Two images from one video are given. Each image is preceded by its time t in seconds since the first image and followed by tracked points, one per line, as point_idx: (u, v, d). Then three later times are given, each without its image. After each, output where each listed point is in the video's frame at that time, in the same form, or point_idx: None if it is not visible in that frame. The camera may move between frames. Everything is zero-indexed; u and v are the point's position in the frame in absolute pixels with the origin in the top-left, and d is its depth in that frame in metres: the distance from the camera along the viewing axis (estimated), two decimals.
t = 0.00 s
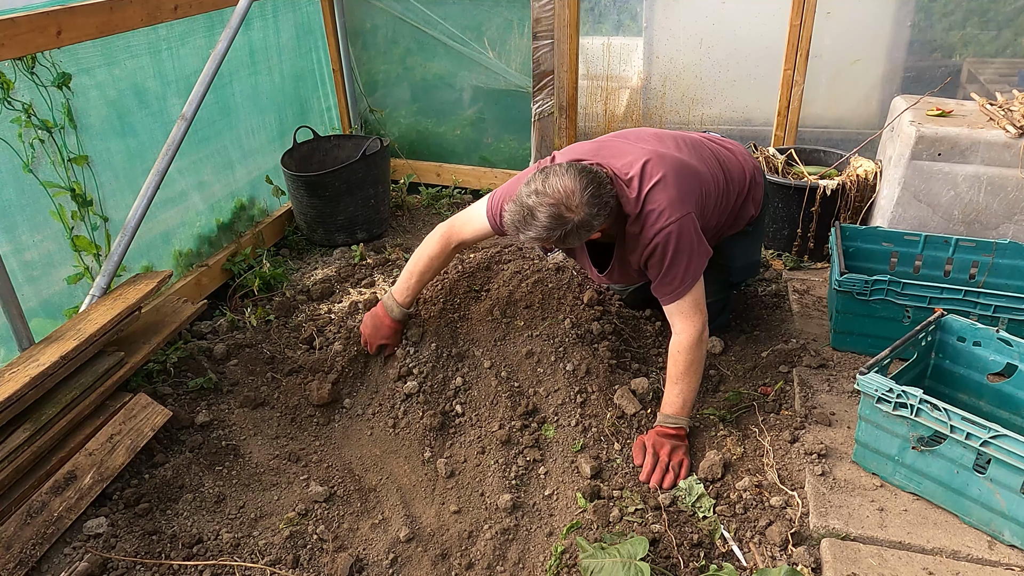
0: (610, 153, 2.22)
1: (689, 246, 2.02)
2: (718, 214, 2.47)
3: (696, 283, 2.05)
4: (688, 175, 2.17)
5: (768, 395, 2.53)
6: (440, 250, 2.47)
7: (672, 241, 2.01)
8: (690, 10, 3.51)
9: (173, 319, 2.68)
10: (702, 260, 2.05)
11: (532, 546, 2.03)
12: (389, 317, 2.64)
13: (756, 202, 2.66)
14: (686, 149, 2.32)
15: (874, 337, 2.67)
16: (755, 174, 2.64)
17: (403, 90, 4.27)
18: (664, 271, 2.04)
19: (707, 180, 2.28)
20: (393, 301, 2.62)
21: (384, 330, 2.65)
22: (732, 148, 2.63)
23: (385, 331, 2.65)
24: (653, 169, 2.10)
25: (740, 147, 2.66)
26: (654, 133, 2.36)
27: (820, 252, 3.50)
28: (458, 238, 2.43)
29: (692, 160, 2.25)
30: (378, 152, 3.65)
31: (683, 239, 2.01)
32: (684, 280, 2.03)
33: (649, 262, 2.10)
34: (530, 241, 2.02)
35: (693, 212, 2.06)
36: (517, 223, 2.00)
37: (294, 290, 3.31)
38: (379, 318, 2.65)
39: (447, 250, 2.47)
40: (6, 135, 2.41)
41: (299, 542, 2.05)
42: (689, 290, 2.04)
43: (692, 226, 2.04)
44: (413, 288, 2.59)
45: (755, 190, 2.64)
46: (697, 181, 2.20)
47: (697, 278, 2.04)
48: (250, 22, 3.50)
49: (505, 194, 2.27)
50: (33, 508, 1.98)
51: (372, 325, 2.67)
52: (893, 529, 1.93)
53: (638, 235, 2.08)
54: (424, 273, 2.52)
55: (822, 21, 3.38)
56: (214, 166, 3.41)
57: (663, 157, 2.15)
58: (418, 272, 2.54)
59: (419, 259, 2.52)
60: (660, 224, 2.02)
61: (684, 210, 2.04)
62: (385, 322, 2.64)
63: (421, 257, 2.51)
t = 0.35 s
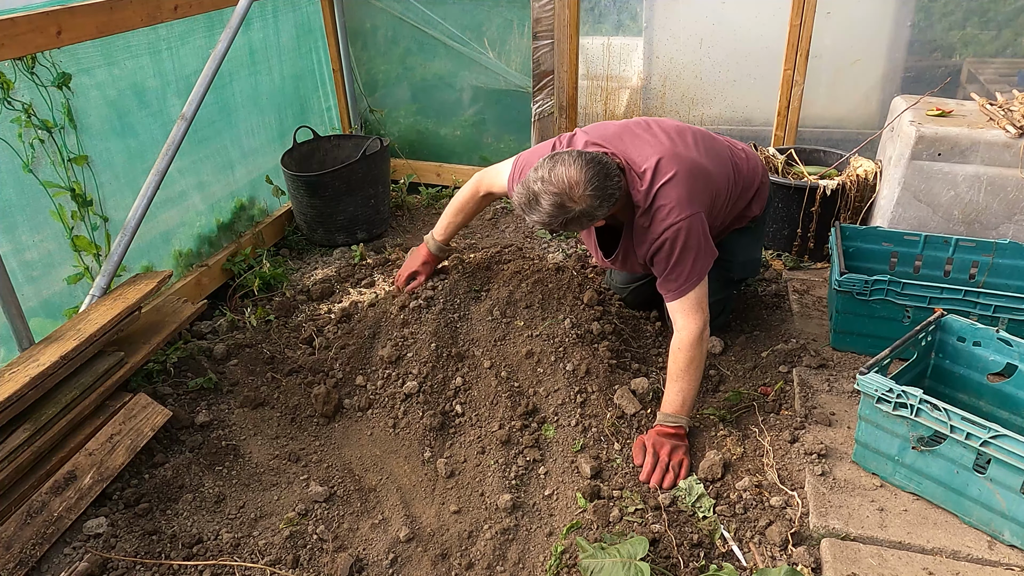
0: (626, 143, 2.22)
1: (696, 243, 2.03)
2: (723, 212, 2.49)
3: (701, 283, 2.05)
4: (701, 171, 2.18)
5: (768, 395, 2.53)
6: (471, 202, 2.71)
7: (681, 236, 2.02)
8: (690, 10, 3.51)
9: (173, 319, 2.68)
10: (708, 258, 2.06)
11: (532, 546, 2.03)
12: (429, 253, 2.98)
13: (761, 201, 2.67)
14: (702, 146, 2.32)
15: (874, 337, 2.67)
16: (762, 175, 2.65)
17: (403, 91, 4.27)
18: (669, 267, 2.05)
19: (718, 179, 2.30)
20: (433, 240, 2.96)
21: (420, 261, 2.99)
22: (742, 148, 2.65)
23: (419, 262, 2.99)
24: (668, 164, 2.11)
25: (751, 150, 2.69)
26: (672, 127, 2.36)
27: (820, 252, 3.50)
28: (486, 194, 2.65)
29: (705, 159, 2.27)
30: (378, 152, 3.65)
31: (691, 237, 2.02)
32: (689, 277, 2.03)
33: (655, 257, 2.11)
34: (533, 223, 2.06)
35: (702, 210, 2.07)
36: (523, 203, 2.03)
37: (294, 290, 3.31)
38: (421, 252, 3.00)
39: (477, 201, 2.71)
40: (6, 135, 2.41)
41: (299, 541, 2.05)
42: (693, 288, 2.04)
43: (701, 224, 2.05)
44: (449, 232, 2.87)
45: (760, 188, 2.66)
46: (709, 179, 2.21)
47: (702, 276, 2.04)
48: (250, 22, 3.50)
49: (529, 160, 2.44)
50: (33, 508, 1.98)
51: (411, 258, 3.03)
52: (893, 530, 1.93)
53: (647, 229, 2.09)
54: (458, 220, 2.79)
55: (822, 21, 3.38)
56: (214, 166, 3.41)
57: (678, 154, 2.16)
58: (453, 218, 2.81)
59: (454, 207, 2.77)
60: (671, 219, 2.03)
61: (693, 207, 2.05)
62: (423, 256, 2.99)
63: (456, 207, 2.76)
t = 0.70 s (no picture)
0: (630, 135, 2.23)
1: (696, 235, 2.03)
2: (724, 209, 2.50)
3: (700, 280, 2.04)
4: (705, 166, 2.21)
5: (768, 395, 2.53)
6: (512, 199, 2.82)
7: (682, 230, 2.02)
8: (690, 10, 3.50)
9: (173, 319, 2.68)
10: (707, 254, 2.06)
11: (532, 546, 2.03)
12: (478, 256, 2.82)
13: (763, 198, 2.70)
14: (707, 144, 2.34)
15: (874, 337, 2.67)
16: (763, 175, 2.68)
17: (403, 91, 4.27)
18: (670, 261, 2.04)
19: (722, 176, 2.32)
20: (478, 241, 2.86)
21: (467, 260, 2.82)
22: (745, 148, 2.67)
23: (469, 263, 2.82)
24: (670, 160, 2.12)
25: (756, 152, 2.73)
26: (677, 123, 2.37)
27: (820, 252, 3.50)
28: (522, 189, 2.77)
29: (708, 157, 2.28)
30: (378, 152, 3.64)
31: (692, 231, 2.03)
32: (689, 273, 2.03)
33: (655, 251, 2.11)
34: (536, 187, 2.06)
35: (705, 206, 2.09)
36: (529, 164, 2.05)
37: (294, 290, 3.31)
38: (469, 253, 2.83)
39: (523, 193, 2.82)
40: (6, 135, 2.41)
41: (299, 541, 2.05)
42: (692, 284, 2.04)
43: (702, 220, 2.06)
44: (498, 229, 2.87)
45: (761, 189, 2.70)
46: (712, 175, 2.24)
47: (702, 274, 2.05)
48: (250, 22, 3.50)
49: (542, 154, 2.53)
50: (33, 507, 1.98)
51: (456, 256, 2.83)
52: (893, 530, 1.93)
53: (647, 221, 2.09)
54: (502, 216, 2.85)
55: (822, 21, 3.38)
56: (214, 166, 3.41)
57: (683, 148, 2.19)
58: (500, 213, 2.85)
59: (497, 204, 2.85)
60: (672, 213, 2.03)
61: (696, 201, 2.07)
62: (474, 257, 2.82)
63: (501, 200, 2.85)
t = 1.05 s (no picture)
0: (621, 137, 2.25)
1: (690, 235, 2.02)
2: (720, 210, 2.50)
3: (693, 281, 2.04)
4: (698, 168, 2.22)
5: (768, 395, 2.53)
6: (481, 231, 2.75)
7: (674, 231, 2.01)
8: (690, 10, 3.50)
9: (173, 319, 2.68)
10: (701, 255, 2.05)
11: (532, 546, 2.03)
12: (443, 295, 2.77)
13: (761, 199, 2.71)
14: (699, 146, 2.35)
15: (874, 337, 2.67)
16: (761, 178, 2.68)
17: (403, 91, 4.27)
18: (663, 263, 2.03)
19: (714, 178, 2.33)
20: (445, 282, 2.78)
21: (431, 304, 2.75)
22: (742, 149, 2.67)
23: (436, 305, 2.75)
24: (659, 162, 2.12)
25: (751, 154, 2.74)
26: (667, 127, 2.39)
27: (820, 253, 3.50)
28: (494, 218, 2.72)
29: (698, 158, 2.28)
30: (378, 152, 3.64)
31: (685, 231, 2.02)
32: (683, 275, 2.02)
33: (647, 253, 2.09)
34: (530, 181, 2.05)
35: (697, 207, 2.08)
36: (524, 156, 2.04)
37: (294, 290, 3.31)
38: (432, 294, 2.77)
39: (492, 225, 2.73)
40: (6, 135, 2.41)
41: (299, 541, 2.05)
42: (687, 284, 2.03)
43: (694, 220, 2.05)
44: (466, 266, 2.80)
45: (760, 193, 2.71)
46: (704, 178, 2.24)
47: (697, 276, 2.04)
48: (250, 22, 3.50)
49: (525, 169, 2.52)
50: (33, 508, 1.98)
51: (419, 299, 2.77)
52: (893, 530, 1.93)
53: (639, 222, 2.08)
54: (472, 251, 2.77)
55: (822, 21, 3.38)
56: (214, 166, 3.41)
57: (674, 150, 2.20)
58: (468, 249, 2.78)
59: (464, 239, 2.79)
60: (663, 214, 2.03)
61: (688, 201, 2.07)
62: (440, 300, 2.76)
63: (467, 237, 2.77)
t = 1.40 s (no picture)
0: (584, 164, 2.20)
1: (674, 243, 1.98)
2: (703, 216, 2.45)
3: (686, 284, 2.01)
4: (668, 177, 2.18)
5: (768, 395, 2.53)
6: (408, 276, 2.38)
7: (657, 244, 1.96)
8: (690, 10, 3.50)
9: (173, 319, 2.68)
10: (688, 260, 2.01)
11: (532, 546, 2.03)
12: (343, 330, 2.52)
13: (748, 207, 2.66)
14: (664, 155, 2.32)
15: (874, 337, 2.67)
16: (746, 181, 2.63)
17: (403, 91, 4.27)
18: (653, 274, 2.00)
19: (687, 183, 2.29)
20: (348, 316, 2.50)
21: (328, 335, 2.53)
22: (720, 151, 2.61)
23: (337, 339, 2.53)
24: (625, 177, 2.08)
25: (728, 151, 2.68)
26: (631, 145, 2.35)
27: (820, 253, 3.50)
28: (426, 267, 2.37)
29: (668, 167, 2.23)
30: (378, 152, 3.64)
31: (668, 241, 1.97)
32: (675, 281, 1.99)
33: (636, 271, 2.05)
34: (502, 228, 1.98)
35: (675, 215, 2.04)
36: (490, 205, 1.96)
37: (294, 290, 3.31)
38: (331, 325, 2.53)
39: (419, 277, 2.39)
40: (6, 136, 2.41)
41: (299, 542, 2.05)
42: (680, 293, 2.01)
43: (675, 227, 1.99)
44: (375, 306, 2.46)
45: (747, 196, 2.65)
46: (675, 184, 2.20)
47: (688, 279, 2.01)
48: (250, 22, 3.50)
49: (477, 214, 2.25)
50: (33, 508, 1.98)
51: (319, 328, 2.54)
52: (893, 530, 1.93)
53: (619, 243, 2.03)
54: (390, 296, 2.42)
55: (822, 21, 3.38)
56: (214, 165, 3.41)
57: (640, 164, 2.15)
58: (382, 293, 2.43)
59: (387, 278, 2.42)
60: (639, 229, 1.97)
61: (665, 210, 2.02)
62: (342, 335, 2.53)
63: (391, 279, 2.40)
